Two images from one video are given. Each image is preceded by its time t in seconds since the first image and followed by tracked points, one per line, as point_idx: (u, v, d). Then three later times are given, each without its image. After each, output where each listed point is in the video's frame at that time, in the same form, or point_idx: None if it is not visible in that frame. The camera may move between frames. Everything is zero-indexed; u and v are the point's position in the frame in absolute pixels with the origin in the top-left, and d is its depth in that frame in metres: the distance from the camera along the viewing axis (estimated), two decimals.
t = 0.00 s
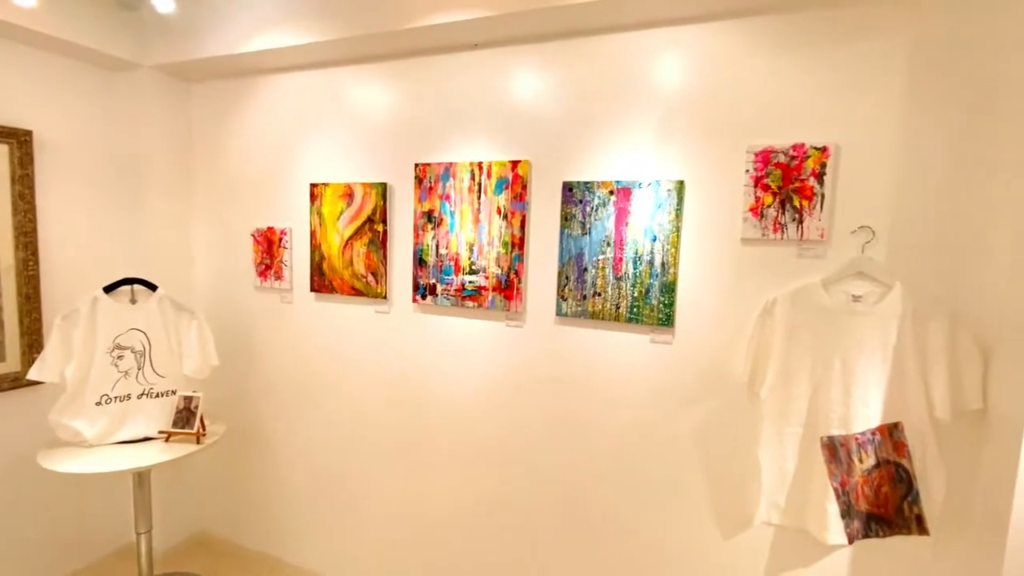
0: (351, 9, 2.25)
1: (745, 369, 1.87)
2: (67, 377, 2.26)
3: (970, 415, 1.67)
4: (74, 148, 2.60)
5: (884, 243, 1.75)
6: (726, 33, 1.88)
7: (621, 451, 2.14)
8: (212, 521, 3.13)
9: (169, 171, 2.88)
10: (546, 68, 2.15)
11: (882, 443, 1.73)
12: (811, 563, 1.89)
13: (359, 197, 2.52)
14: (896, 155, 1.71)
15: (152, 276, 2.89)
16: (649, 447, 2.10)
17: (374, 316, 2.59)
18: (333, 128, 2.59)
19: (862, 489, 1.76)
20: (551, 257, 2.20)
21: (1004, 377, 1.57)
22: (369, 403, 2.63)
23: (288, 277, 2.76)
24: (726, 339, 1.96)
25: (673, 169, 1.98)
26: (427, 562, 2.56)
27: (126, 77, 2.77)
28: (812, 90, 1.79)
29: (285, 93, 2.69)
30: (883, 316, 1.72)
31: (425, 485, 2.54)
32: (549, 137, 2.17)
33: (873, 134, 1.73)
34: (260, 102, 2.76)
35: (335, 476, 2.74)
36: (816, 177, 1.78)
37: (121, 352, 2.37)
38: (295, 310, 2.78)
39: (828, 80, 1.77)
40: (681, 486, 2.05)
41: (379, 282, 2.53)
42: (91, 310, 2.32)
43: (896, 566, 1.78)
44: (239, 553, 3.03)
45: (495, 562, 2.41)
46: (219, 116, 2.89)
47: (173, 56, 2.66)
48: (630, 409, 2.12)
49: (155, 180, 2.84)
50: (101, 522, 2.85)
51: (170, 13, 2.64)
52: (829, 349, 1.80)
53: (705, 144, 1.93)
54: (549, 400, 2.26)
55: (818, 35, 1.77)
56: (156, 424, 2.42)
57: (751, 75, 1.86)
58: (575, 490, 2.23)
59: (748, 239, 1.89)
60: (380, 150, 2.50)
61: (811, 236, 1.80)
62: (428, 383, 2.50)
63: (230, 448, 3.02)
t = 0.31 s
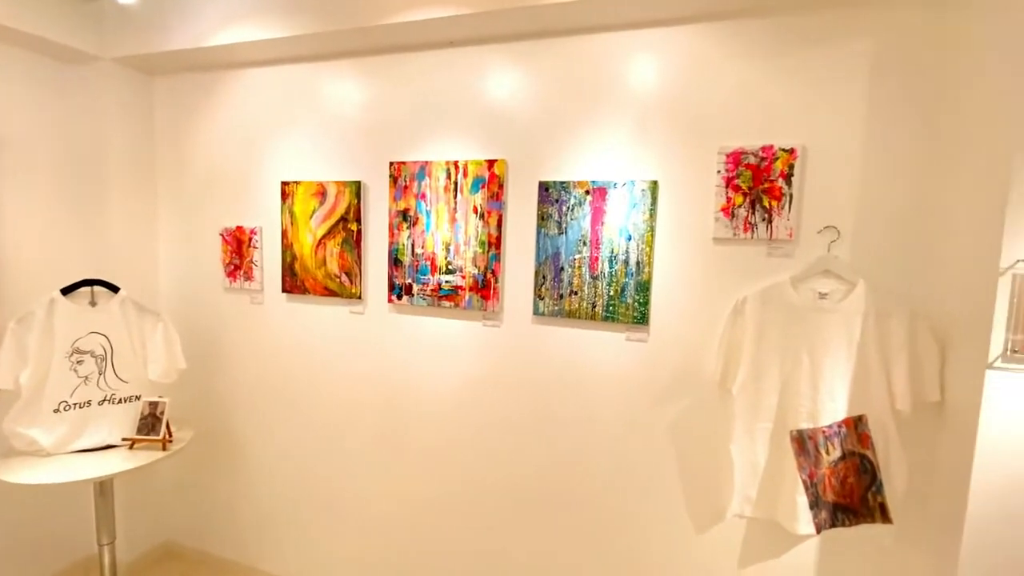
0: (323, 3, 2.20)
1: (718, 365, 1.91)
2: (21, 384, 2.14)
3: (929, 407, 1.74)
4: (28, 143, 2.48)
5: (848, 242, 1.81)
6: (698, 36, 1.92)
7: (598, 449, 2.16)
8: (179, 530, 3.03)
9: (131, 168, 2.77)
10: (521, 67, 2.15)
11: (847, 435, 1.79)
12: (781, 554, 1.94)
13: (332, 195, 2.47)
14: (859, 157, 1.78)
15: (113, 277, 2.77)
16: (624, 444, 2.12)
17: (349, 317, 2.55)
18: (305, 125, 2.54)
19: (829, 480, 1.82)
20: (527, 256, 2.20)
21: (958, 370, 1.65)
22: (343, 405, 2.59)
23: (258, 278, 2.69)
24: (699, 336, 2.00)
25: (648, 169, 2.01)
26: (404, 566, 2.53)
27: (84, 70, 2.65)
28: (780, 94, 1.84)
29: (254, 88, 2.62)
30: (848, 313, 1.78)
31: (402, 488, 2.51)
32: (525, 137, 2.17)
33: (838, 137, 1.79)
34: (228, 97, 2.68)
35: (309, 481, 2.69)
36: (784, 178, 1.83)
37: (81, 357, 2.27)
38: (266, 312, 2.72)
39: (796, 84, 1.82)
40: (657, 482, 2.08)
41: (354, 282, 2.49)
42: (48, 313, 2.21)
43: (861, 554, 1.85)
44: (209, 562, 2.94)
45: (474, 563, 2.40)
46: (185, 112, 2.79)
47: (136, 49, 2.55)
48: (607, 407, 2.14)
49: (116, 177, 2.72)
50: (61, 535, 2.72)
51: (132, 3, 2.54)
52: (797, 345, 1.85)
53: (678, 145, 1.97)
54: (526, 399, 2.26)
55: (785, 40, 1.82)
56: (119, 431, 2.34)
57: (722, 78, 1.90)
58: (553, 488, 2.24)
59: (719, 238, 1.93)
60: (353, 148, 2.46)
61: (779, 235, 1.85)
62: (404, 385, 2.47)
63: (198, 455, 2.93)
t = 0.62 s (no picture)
0: None
1: (690, 362, 1.95)
2: None
3: (889, 400, 1.82)
4: None
5: (813, 242, 1.87)
6: (670, 39, 1.95)
7: (574, 447, 2.17)
8: (143, 541, 2.92)
9: (88, 164, 2.65)
10: (496, 66, 2.15)
11: (813, 428, 1.84)
12: (752, 545, 1.99)
13: (303, 193, 2.42)
14: (823, 160, 1.84)
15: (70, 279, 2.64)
16: (600, 441, 2.14)
17: (321, 317, 2.50)
18: (274, 122, 2.47)
19: (796, 472, 1.87)
20: (503, 255, 2.20)
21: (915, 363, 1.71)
22: (315, 408, 2.53)
23: (225, 278, 2.61)
24: (673, 334, 2.03)
25: (622, 169, 2.03)
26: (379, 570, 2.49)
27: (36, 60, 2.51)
28: (749, 97, 1.89)
29: (220, 83, 2.54)
30: (814, 310, 1.83)
31: (376, 491, 2.47)
32: (500, 136, 2.16)
33: (803, 140, 1.85)
34: (192, 92, 2.59)
35: (280, 486, 2.62)
36: (753, 179, 1.88)
37: (34, 362, 2.16)
38: (234, 313, 2.64)
39: (763, 88, 1.87)
40: (633, 478, 2.11)
41: (326, 282, 2.43)
42: None
43: (827, 543, 1.91)
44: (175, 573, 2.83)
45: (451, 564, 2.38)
46: (146, 106, 2.68)
47: (92, 40, 2.44)
48: (583, 405, 2.15)
49: (71, 173, 2.59)
50: (13, 550, 2.58)
51: None
52: (766, 342, 1.90)
53: (651, 146, 1.99)
54: (502, 399, 2.25)
55: (753, 45, 1.87)
56: (77, 440, 2.23)
57: (693, 81, 1.93)
58: (530, 487, 2.24)
59: (691, 238, 1.97)
60: (325, 145, 2.41)
61: (748, 234, 1.90)
62: (378, 386, 2.43)
63: (162, 462, 2.82)
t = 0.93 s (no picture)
0: None
1: (660, 359, 1.98)
2: None
3: (847, 392, 1.89)
4: None
5: (776, 241, 1.93)
6: (638, 41, 1.97)
7: (547, 446, 2.18)
8: (97, 555, 2.77)
9: (32, 159, 2.50)
10: (465, 64, 2.13)
11: (777, 421, 1.90)
12: (719, 536, 2.04)
13: (266, 191, 2.34)
14: (784, 161, 1.90)
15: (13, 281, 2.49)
16: (572, 439, 2.16)
17: (287, 319, 2.43)
18: (236, 117, 2.39)
19: (761, 464, 1.92)
20: (474, 254, 2.19)
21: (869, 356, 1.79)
22: (281, 413, 2.46)
23: (184, 279, 2.51)
24: (642, 332, 2.06)
25: (592, 169, 2.05)
26: None
27: None
28: (715, 99, 1.93)
29: (177, 76, 2.44)
30: (777, 306, 1.89)
31: (346, 496, 2.42)
32: (470, 135, 2.15)
33: (766, 142, 1.91)
34: (147, 84, 2.48)
35: (245, 494, 2.53)
36: (718, 179, 1.93)
37: None
38: (194, 315, 2.53)
39: (727, 91, 1.92)
40: (605, 474, 2.13)
41: (291, 282, 2.37)
42: None
43: (790, 531, 1.98)
44: None
45: (423, 567, 2.35)
46: (97, 99, 2.55)
47: (34, 27, 2.30)
48: (555, 404, 2.16)
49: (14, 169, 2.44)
50: None
51: None
52: (732, 338, 1.94)
53: (620, 146, 2.02)
54: (474, 399, 2.24)
55: (717, 49, 1.92)
56: (23, 451, 2.10)
57: (661, 83, 1.97)
58: (503, 487, 2.24)
59: (660, 237, 2.00)
60: (289, 142, 2.34)
61: (714, 234, 1.95)
62: (347, 388, 2.38)
63: (117, 473, 2.69)
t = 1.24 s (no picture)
0: None
1: (632, 357, 2.01)
2: None
3: (810, 386, 1.96)
4: None
5: (742, 240, 1.98)
6: (609, 43, 1.99)
7: (521, 445, 2.18)
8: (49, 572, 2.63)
9: None
10: (437, 62, 2.11)
11: (744, 416, 1.95)
12: (690, 529, 2.08)
13: (230, 189, 2.26)
14: (751, 163, 1.95)
15: None
16: (546, 437, 2.16)
17: (253, 321, 2.35)
18: (197, 112, 2.30)
19: (730, 458, 1.96)
20: (448, 254, 2.17)
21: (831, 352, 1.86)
22: (248, 417, 2.38)
23: (143, 280, 2.40)
24: (615, 330, 2.09)
25: (565, 169, 2.06)
26: None
27: None
28: (684, 100, 1.97)
29: (133, 68, 2.33)
30: (744, 304, 1.94)
31: (317, 501, 2.36)
32: (443, 133, 2.13)
33: (733, 144, 1.95)
34: (100, 76, 2.36)
35: (210, 502, 2.45)
36: (687, 180, 1.97)
37: None
38: (153, 318, 2.43)
39: (696, 94, 1.96)
40: (579, 472, 2.15)
41: (258, 283, 2.30)
42: None
43: (758, 522, 2.04)
44: None
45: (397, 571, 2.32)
46: (45, 90, 2.41)
47: None
48: (530, 403, 2.16)
49: None
50: None
51: None
52: (702, 336, 1.98)
53: (593, 146, 2.03)
54: (448, 399, 2.22)
55: (686, 52, 1.95)
56: None
57: (632, 84, 1.99)
58: (477, 487, 2.23)
59: (632, 236, 2.03)
60: (255, 139, 2.27)
61: (684, 233, 1.99)
62: (317, 391, 2.32)
63: (70, 485, 2.56)
